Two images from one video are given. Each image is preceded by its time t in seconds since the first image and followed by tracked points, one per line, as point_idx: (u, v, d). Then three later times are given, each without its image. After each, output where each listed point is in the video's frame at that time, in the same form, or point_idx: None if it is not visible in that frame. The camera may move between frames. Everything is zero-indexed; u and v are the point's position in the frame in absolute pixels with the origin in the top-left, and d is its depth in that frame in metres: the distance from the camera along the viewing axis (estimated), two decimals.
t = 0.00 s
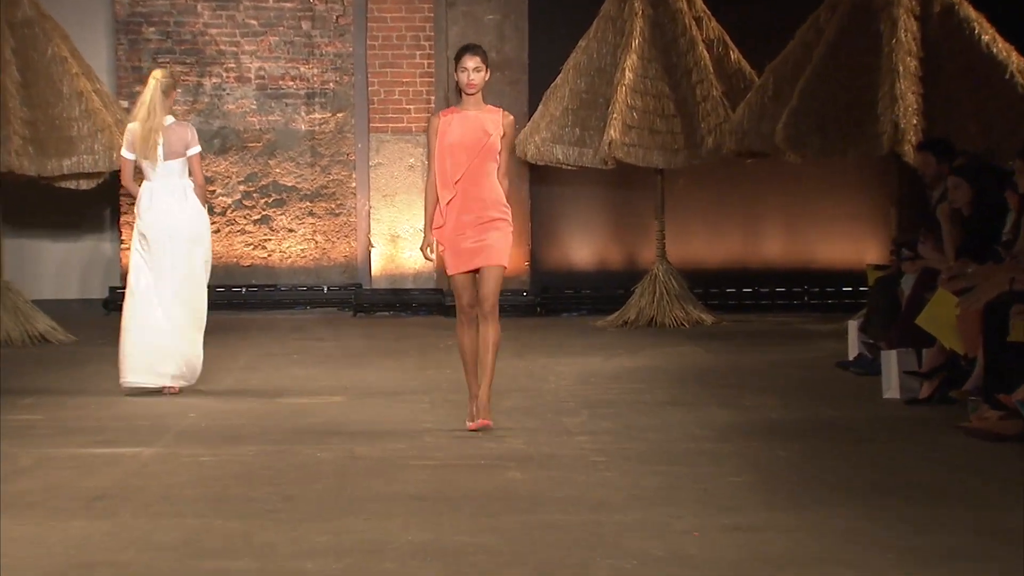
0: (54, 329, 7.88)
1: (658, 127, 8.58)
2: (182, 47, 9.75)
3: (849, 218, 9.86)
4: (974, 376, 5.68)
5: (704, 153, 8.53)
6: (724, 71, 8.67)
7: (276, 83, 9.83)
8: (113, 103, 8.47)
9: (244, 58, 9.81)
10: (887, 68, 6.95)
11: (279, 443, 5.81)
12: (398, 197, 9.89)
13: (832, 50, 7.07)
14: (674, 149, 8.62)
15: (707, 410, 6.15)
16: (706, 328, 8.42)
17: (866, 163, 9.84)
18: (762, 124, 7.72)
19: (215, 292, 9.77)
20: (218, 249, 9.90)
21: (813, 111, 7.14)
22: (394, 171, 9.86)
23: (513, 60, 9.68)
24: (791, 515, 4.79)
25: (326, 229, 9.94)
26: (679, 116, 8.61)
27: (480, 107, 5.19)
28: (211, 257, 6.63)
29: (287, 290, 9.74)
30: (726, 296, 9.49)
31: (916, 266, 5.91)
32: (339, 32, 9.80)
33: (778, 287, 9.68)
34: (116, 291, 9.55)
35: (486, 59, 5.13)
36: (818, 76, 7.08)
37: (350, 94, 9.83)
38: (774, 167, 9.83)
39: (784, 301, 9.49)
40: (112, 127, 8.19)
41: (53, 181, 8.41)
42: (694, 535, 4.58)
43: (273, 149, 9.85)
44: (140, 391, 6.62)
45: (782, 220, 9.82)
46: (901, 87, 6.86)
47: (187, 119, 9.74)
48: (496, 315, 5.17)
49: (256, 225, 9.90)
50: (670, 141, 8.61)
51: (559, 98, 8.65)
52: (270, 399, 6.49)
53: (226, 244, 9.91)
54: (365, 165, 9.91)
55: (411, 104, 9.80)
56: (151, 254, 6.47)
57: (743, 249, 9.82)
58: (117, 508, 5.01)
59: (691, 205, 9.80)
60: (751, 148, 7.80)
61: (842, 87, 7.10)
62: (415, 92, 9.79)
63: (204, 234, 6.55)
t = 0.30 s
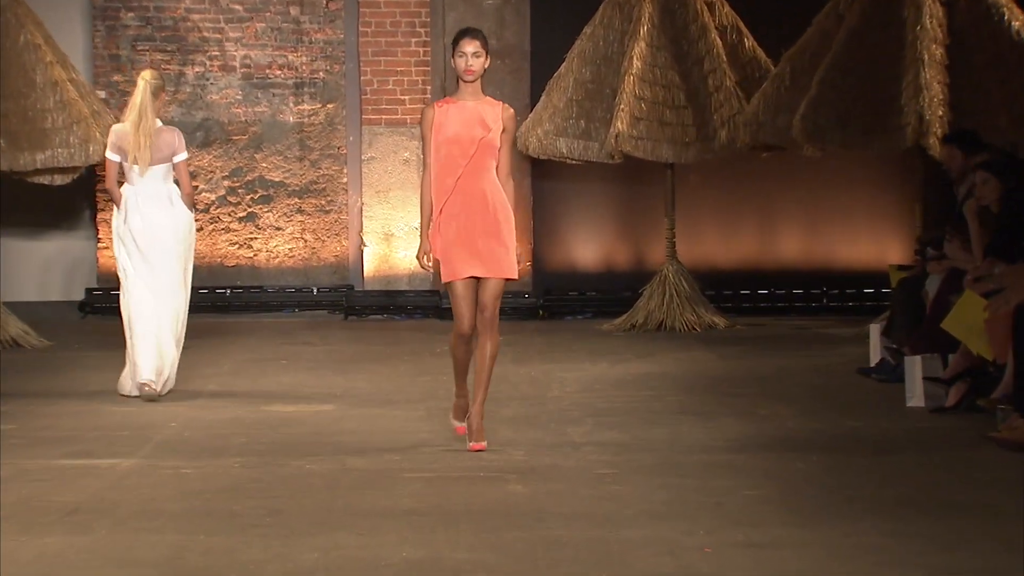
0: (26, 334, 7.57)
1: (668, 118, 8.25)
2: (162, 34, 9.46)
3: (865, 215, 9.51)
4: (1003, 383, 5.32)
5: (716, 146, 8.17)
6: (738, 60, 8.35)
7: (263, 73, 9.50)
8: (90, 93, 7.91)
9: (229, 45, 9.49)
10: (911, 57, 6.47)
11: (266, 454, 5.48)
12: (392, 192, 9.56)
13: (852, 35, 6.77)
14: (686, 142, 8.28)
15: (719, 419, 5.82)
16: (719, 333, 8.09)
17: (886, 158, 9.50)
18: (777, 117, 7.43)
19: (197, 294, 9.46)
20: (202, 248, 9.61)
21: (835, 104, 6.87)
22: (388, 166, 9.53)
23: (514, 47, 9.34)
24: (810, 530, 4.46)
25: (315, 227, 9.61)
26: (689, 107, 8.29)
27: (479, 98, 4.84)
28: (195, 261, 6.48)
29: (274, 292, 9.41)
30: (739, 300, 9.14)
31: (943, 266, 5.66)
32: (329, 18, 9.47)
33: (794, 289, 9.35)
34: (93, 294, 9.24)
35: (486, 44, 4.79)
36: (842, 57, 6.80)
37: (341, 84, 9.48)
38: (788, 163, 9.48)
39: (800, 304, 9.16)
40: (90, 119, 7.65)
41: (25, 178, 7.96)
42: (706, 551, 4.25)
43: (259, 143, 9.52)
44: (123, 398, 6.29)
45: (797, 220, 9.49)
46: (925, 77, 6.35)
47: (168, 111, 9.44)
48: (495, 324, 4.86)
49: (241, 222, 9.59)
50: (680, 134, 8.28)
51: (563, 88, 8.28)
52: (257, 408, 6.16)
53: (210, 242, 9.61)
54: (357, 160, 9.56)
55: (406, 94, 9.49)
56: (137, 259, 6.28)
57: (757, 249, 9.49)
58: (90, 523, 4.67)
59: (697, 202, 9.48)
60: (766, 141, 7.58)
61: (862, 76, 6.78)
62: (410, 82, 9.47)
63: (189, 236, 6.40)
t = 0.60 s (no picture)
0: (17, 340, 7.45)
1: (673, 119, 8.12)
2: (155, 33, 9.34)
3: (873, 218, 9.38)
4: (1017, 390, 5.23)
5: (723, 147, 8.08)
6: (744, 59, 8.24)
7: (259, 72, 9.38)
8: (82, 92, 7.83)
9: (224, 45, 9.37)
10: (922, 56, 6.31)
11: (262, 463, 5.35)
12: (391, 195, 9.44)
13: (862, 33, 6.63)
14: (692, 143, 8.15)
15: (726, 427, 5.70)
16: (725, 339, 7.97)
17: (896, 161, 9.34)
18: (785, 117, 7.38)
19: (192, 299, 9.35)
20: (196, 251, 9.47)
21: (842, 103, 6.78)
22: (386, 168, 9.41)
23: (516, 47, 9.24)
24: (821, 541, 4.33)
25: (312, 230, 9.49)
26: (695, 108, 8.17)
27: (480, 99, 4.69)
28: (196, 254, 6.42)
29: (270, 297, 9.30)
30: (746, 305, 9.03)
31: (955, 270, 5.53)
32: (326, 16, 9.36)
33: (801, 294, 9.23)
34: (87, 299, 9.10)
35: (485, 43, 4.66)
36: (853, 57, 6.67)
37: (338, 84, 9.37)
38: (795, 164, 9.37)
39: (808, 310, 9.04)
40: (81, 119, 7.56)
41: (16, 181, 7.81)
42: (715, 563, 4.13)
43: (254, 144, 9.41)
44: (117, 405, 6.17)
45: (803, 223, 9.37)
46: (937, 77, 6.20)
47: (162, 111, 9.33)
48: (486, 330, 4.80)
49: (236, 226, 9.47)
50: (686, 135, 8.15)
51: (565, 88, 8.18)
52: (253, 415, 6.03)
53: (204, 246, 9.47)
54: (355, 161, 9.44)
55: (405, 94, 9.34)
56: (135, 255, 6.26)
57: (762, 252, 9.37)
58: (81, 534, 4.54)
59: (701, 205, 9.37)
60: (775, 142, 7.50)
61: (871, 75, 6.66)
62: (409, 82, 9.33)
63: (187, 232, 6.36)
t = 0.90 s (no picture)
0: (15, 358, 7.41)
1: (675, 136, 8.11)
2: (155, 50, 9.32)
3: (875, 232, 9.35)
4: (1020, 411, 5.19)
5: (725, 165, 8.10)
6: (746, 75, 8.22)
7: (259, 89, 9.36)
8: (81, 110, 7.77)
9: (224, 61, 9.35)
10: (924, 74, 6.30)
11: (261, 482, 5.32)
12: (392, 212, 9.40)
13: (864, 51, 6.61)
14: (693, 160, 8.15)
15: (728, 445, 5.66)
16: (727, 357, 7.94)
17: (898, 175, 9.31)
18: (787, 134, 7.36)
19: (192, 316, 9.31)
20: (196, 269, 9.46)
21: (844, 120, 6.73)
22: (387, 185, 9.38)
23: (517, 63, 9.23)
24: (825, 561, 4.29)
25: (312, 247, 9.46)
26: (697, 124, 8.14)
27: (480, 102, 4.62)
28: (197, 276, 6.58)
29: (269, 315, 9.26)
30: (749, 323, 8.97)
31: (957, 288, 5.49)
32: (326, 33, 9.34)
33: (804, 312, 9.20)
34: (85, 315, 9.09)
35: (486, 44, 4.57)
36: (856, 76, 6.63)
37: (338, 101, 9.35)
38: (797, 181, 9.34)
39: (812, 328, 8.99)
40: (80, 136, 7.52)
41: (15, 198, 7.79)
42: None
43: (254, 161, 9.39)
44: (115, 422, 6.13)
45: (805, 240, 9.34)
46: (938, 95, 6.22)
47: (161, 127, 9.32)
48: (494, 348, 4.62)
49: (236, 243, 9.44)
50: (688, 152, 8.15)
51: (567, 105, 8.15)
52: (252, 433, 6.00)
53: (204, 263, 9.46)
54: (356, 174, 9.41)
55: (405, 111, 9.31)
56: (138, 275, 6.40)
57: (764, 268, 9.35)
58: (79, 553, 4.51)
59: (701, 221, 9.36)
60: (777, 160, 7.44)
61: (874, 92, 6.63)
62: (409, 98, 9.29)
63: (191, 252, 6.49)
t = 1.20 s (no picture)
0: (8, 359, 7.37)
1: (674, 137, 8.07)
2: (151, 50, 9.28)
3: (874, 231, 9.32)
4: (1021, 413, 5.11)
5: (725, 165, 8.05)
6: (746, 75, 8.19)
7: (255, 89, 9.32)
8: (76, 109, 7.70)
9: (220, 61, 9.31)
10: (926, 73, 6.26)
11: (257, 484, 5.28)
12: (389, 213, 9.39)
13: (865, 51, 6.58)
14: (692, 161, 8.10)
15: (728, 448, 5.62)
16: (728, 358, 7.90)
17: (898, 175, 9.29)
18: (788, 135, 7.31)
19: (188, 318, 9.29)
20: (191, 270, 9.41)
21: (845, 119, 6.71)
22: (385, 185, 9.37)
23: (515, 62, 9.19)
24: (826, 563, 4.25)
25: (309, 248, 9.42)
26: (697, 124, 8.11)
27: (478, 111, 4.53)
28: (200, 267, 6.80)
29: (267, 316, 9.22)
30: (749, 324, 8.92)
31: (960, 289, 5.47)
32: (324, 32, 9.31)
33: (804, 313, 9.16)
34: (80, 317, 9.05)
35: (490, 51, 4.50)
36: (858, 74, 6.61)
37: (335, 100, 9.32)
38: (797, 182, 9.31)
39: (812, 329, 8.95)
40: (76, 136, 7.47)
41: (9, 198, 7.75)
42: None
43: (251, 161, 9.34)
44: (112, 424, 6.09)
45: (805, 241, 9.30)
46: (941, 94, 6.16)
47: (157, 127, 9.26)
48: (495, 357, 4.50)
49: (232, 244, 9.40)
50: (688, 152, 8.10)
51: (566, 105, 8.11)
52: (249, 435, 5.95)
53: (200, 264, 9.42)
54: (353, 174, 9.38)
55: (403, 111, 9.30)
56: (145, 266, 6.59)
57: (763, 269, 9.31)
58: (75, 556, 4.47)
59: (700, 222, 9.32)
60: (778, 160, 7.39)
61: (876, 92, 6.60)
62: (407, 98, 9.28)
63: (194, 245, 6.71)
